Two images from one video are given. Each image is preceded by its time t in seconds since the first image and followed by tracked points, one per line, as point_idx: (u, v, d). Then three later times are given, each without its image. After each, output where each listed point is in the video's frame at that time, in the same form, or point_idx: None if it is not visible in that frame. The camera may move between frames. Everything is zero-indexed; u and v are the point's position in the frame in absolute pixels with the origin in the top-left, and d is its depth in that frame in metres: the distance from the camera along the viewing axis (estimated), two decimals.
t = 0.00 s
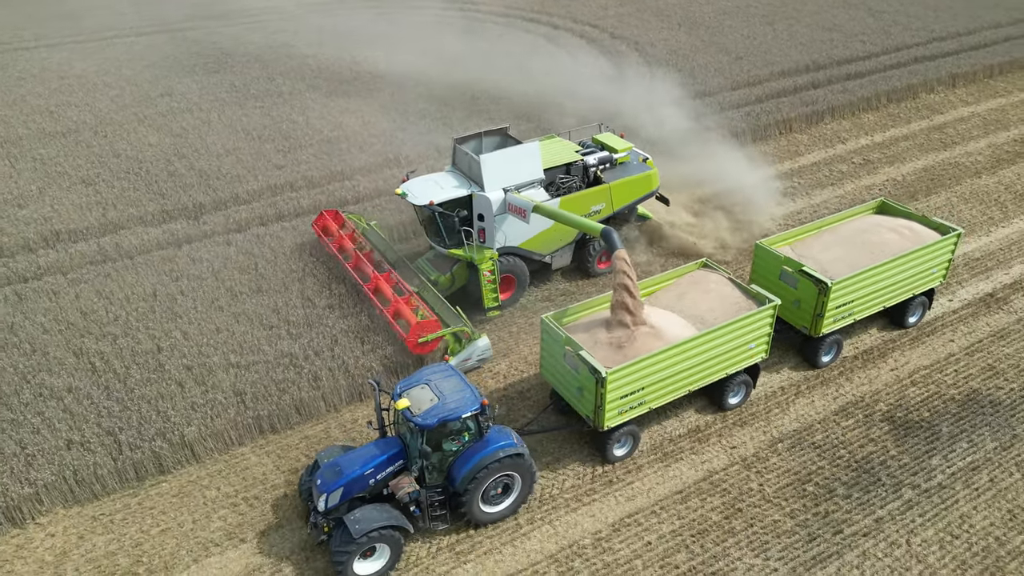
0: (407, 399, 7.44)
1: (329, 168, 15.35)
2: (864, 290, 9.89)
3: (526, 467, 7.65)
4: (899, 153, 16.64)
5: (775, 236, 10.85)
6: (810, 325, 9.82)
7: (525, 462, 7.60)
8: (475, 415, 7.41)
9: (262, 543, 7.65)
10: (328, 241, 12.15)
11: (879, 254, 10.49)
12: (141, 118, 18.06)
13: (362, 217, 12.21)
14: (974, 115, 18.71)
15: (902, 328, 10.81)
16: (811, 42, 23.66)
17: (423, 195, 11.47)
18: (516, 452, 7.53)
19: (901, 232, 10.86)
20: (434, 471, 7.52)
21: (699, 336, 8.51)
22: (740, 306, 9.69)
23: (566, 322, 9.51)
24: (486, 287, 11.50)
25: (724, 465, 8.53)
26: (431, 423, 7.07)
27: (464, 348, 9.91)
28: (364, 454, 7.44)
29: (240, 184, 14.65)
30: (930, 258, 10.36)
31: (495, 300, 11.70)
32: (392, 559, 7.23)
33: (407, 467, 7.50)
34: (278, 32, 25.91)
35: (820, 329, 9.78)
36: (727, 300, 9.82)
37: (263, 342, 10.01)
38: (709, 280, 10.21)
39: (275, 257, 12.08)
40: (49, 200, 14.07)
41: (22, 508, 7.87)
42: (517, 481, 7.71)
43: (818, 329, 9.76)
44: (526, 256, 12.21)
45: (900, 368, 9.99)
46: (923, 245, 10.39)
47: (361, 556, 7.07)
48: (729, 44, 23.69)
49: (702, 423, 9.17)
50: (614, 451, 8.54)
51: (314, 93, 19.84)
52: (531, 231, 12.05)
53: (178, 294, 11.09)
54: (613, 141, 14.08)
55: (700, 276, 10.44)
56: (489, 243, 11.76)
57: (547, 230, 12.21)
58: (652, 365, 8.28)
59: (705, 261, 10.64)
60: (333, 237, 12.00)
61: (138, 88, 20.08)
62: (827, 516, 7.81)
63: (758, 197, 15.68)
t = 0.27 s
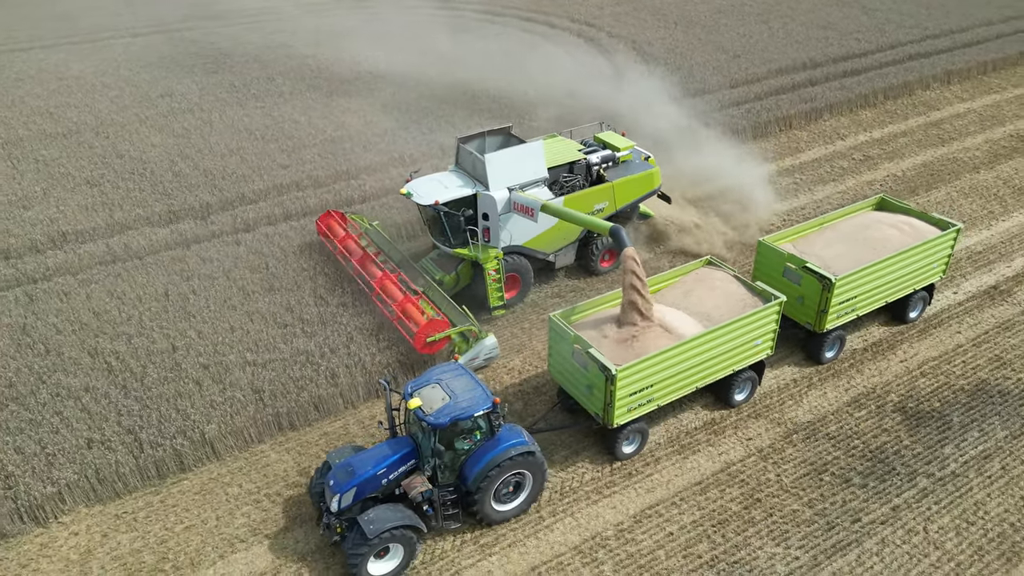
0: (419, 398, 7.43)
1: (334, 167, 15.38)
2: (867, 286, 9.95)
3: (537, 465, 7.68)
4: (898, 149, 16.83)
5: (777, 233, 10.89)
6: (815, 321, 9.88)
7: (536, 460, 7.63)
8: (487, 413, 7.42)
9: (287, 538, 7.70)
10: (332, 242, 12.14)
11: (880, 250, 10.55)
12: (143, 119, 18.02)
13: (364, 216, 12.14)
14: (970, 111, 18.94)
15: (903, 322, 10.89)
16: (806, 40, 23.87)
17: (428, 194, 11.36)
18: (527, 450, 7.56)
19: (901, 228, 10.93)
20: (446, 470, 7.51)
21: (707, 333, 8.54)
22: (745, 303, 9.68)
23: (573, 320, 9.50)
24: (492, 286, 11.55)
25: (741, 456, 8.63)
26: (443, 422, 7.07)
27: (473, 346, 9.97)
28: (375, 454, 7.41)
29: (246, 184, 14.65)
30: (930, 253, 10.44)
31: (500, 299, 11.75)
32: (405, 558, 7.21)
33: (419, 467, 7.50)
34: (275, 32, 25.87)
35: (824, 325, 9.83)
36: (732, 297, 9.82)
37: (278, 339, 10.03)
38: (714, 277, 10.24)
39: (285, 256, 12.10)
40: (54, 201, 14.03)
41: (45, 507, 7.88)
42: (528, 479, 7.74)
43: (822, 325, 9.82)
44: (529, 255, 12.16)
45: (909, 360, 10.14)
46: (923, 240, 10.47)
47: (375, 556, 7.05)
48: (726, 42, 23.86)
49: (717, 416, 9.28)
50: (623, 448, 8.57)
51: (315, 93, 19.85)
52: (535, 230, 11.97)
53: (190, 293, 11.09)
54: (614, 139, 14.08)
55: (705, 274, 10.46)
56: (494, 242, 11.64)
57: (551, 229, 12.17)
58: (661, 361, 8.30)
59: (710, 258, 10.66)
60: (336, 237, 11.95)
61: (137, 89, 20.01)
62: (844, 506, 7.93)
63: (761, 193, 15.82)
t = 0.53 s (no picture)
0: (429, 397, 7.44)
1: (339, 166, 15.41)
2: (868, 282, 10.03)
3: (547, 462, 7.71)
4: (896, 145, 17.04)
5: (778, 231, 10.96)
6: (817, 317, 9.95)
7: (546, 457, 7.66)
8: (498, 412, 7.45)
9: (311, 532, 7.76)
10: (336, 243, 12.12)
11: (880, 246, 10.64)
12: (144, 119, 17.98)
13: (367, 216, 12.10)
14: (965, 107, 19.18)
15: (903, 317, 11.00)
16: (802, 38, 24.09)
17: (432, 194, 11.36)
18: (538, 447, 7.59)
19: (900, 224, 11.03)
20: (457, 469, 7.53)
21: (714, 330, 8.59)
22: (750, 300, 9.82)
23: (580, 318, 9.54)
24: (496, 285, 11.57)
25: (756, 447, 8.76)
26: (456, 420, 7.07)
27: (479, 345, 9.93)
28: (387, 453, 7.39)
29: (252, 183, 14.67)
30: (929, 249, 10.54)
31: (505, 298, 11.78)
32: (418, 557, 7.22)
33: (430, 465, 7.51)
34: (272, 32, 25.85)
35: (826, 320, 9.90)
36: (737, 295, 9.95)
37: (293, 337, 10.07)
38: (719, 275, 10.35)
39: (295, 254, 12.14)
40: (60, 201, 14.00)
41: (69, 505, 7.90)
42: (538, 476, 7.77)
43: (825, 321, 9.88)
44: (533, 254, 12.21)
45: (917, 351, 10.30)
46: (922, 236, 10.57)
47: (388, 556, 7.04)
48: (722, 41, 24.05)
49: (732, 408, 9.40)
50: (631, 445, 8.60)
51: (315, 93, 19.86)
52: (539, 228, 11.99)
53: (202, 292, 11.11)
54: (615, 137, 14.08)
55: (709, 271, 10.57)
56: (497, 241, 11.67)
57: (554, 227, 12.19)
58: (669, 359, 8.34)
59: (714, 256, 10.76)
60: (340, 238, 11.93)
61: (136, 89, 19.96)
62: (860, 494, 8.07)
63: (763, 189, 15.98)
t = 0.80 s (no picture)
0: (439, 395, 7.44)
1: (344, 165, 15.46)
2: (868, 277, 10.09)
3: (557, 460, 7.74)
4: (894, 141, 17.25)
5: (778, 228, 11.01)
6: (818, 313, 10.00)
7: (556, 455, 7.69)
8: (507, 410, 7.47)
9: (334, 526, 7.82)
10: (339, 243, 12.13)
11: (880, 242, 10.69)
12: (145, 120, 17.95)
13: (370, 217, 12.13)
14: (960, 104, 19.44)
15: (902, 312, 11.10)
16: (797, 36, 24.32)
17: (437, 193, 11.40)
18: (548, 444, 7.62)
19: (899, 220, 11.10)
20: (467, 467, 7.55)
21: (720, 327, 8.64)
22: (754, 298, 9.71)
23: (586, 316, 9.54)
24: (500, 284, 11.55)
25: (770, 438, 8.89)
26: (466, 418, 7.09)
27: (485, 344, 9.80)
28: (398, 451, 7.40)
29: (257, 183, 14.69)
30: (928, 244, 10.62)
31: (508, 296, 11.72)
32: (430, 555, 7.24)
33: (440, 463, 7.52)
34: (269, 33, 25.83)
35: (828, 316, 9.95)
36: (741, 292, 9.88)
37: (307, 334, 10.13)
38: (722, 272, 10.33)
39: (305, 253, 12.19)
40: (65, 202, 13.98)
41: (91, 503, 7.94)
42: (547, 474, 7.81)
43: (826, 317, 9.94)
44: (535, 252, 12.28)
45: (923, 342, 10.48)
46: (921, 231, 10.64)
47: (401, 554, 7.05)
48: (718, 39, 24.24)
49: (744, 400, 9.53)
50: (638, 442, 8.65)
51: (316, 93, 19.89)
52: (542, 227, 12.06)
53: (213, 291, 11.14)
54: (616, 136, 14.19)
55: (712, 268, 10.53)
56: (501, 240, 11.74)
57: (557, 225, 12.27)
58: (676, 355, 8.39)
59: (717, 253, 10.73)
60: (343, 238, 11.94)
61: (135, 90, 19.92)
62: (874, 482, 8.21)
63: (764, 185, 16.16)
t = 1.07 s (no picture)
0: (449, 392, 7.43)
1: (348, 164, 15.51)
2: (868, 273, 10.20)
3: (565, 456, 7.78)
4: (891, 137, 17.48)
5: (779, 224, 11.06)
6: (819, 308, 10.11)
7: (564, 452, 7.72)
8: (517, 407, 7.51)
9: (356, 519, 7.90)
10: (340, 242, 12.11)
11: (879, 238, 10.80)
12: (146, 120, 17.93)
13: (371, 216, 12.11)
14: (954, 100, 19.70)
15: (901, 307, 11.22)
16: (791, 34, 24.55)
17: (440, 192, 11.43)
18: (557, 441, 7.65)
19: (897, 217, 11.22)
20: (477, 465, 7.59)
21: (723, 322, 8.72)
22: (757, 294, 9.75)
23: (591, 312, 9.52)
24: (503, 282, 11.51)
25: (782, 428, 9.03)
26: (477, 416, 7.11)
27: (491, 342, 9.87)
28: (408, 450, 7.44)
29: (262, 182, 14.73)
30: (926, 240, 10.76)
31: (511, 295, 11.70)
32: (440, 553, 7.27)
33: (450, 461, 7.56)
34: (266, 33, 25.83)
35: (829, 311, 10.05)
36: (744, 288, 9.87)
37: (321, 331, 10.19)
38: (725, 269, 10.29)
39: (314, 252, 12.24)
40: (70, 202, 13.97)
41: (113, 499, 7.99)
42: (557, 471, 7.84)
43: (827, 312, 10.03)
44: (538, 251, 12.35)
45: (928, 332, 10.67)
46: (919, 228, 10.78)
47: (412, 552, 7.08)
48: (714, 37, 24.44)
49: (755, 391, 9.67)
50: (644, 438, 8.71)
51: (316, 92, 19.91)
52: (545, 225, 12.15)
53: (224, 290, 11.18)
54: (616, 135, 14.31)
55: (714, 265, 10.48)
56: (504, 238, 11.78)
57: (560, 224, 12.35)
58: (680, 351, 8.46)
59: (719, 250, 10.69)
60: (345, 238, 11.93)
61: (134, 91, 19.89)
62: (885, 469, 8.37)
63: (764, 181, 16.33)
